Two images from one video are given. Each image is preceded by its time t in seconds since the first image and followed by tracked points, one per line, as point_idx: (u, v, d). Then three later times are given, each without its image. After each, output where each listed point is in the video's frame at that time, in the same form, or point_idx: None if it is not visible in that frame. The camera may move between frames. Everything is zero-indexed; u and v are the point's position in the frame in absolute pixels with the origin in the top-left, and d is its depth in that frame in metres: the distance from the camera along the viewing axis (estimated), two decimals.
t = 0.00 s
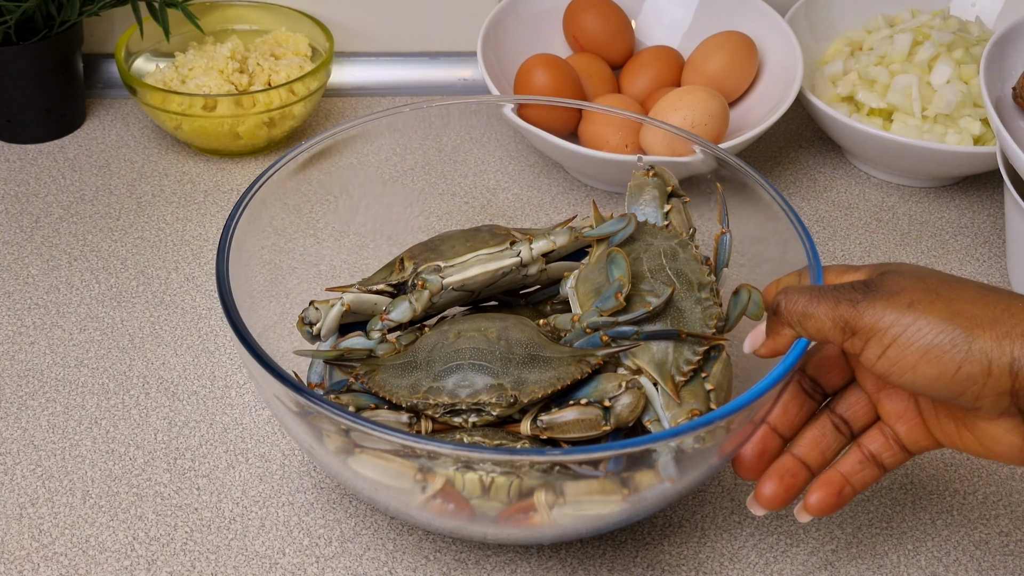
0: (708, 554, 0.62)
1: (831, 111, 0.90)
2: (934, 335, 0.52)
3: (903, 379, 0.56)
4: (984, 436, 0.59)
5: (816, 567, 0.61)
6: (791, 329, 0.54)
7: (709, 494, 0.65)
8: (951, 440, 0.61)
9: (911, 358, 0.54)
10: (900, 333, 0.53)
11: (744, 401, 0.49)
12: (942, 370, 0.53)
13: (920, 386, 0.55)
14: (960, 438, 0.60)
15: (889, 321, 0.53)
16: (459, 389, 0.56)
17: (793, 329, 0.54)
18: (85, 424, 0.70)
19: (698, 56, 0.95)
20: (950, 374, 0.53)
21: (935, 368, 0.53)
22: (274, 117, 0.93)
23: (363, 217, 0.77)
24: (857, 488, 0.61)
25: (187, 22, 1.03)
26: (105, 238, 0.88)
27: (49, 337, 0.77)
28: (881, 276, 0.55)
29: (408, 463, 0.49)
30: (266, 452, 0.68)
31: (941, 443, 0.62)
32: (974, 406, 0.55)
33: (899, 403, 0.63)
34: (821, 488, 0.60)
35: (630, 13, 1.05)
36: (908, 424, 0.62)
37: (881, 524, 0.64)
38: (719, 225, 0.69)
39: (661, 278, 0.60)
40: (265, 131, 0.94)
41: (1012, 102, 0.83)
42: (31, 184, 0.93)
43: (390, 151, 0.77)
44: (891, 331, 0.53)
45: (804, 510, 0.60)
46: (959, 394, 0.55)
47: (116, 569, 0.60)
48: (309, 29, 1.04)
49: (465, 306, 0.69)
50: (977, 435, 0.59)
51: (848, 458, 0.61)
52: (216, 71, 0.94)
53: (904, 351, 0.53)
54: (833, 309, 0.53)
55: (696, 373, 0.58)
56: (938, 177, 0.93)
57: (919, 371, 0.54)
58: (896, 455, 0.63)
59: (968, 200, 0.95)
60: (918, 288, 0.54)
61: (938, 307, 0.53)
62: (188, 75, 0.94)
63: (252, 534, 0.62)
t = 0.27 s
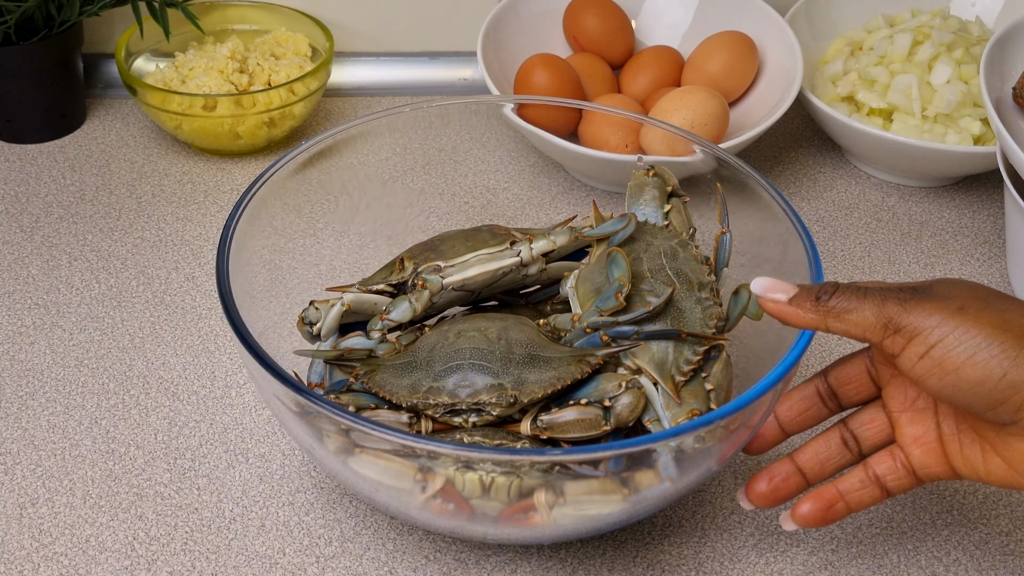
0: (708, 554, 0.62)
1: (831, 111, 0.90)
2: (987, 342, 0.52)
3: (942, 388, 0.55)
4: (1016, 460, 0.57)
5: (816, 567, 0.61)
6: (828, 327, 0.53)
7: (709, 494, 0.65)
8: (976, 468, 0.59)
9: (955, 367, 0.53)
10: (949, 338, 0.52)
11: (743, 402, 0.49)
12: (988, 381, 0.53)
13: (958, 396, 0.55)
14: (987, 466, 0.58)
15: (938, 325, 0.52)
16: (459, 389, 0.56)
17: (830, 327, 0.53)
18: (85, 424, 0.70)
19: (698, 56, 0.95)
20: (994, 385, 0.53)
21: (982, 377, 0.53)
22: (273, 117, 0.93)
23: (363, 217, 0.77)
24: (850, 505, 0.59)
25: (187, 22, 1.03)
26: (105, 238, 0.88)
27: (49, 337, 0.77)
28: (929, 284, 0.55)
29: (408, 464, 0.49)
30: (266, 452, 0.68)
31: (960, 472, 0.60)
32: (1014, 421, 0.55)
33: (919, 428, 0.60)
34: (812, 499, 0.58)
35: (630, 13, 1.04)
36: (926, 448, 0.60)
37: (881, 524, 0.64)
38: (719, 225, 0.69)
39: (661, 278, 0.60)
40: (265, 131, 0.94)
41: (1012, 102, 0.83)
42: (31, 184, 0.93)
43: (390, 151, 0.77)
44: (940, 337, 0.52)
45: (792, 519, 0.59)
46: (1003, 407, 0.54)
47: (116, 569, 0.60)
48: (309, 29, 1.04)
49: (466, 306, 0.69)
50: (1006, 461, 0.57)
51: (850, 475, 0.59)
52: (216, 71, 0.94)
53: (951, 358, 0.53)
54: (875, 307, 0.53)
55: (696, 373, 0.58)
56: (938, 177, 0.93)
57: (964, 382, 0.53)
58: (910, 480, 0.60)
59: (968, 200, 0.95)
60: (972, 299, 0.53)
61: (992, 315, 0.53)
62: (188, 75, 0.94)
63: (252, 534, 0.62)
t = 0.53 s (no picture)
0: (707, 554, 0.62)
1: (831, 111, 0.90)
2: (947, 306, 0.57)
3: (909, 355, 0.60)
4: (981, 429, 0.59)
5: (816, 567, 0.61)
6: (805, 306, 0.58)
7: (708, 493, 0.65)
8: (941, 443, 0.61)
9: (919, 333, 0.58)
10: (913, 305, 0.58)
11: (735, 394, 0.49)
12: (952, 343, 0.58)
13: (925, 361, 0.60)
14: (953, 441, 0.61)
15: (902, 292, 0.58)
16: (455, 388, 0.56)
17: (808, 305, 0.58)
18: (85, 424, 0.70)
19: (698, 56, 0.95)
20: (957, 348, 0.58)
21: (945, 340, 0.58)
22: (273, 117, 0.93)
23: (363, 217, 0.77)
24: (802, 473, 0.61)
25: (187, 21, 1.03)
26: (105, 237, 0.88)
27: (49, 337, 0.77)
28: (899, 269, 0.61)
29: (409, 465, 0.49)
30: (266, 452, 0.68)
31: (926, 451, 0.62)
32: (978, 383, 0.59)
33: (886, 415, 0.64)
34: (766, 463, 0.59)
35: (630, 13, 1.05)
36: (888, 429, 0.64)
37: (881, 524, 0.64)
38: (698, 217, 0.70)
39: (648, 270, 0.60)
40: (265, 131, 0.94)
41: (1013, 102, 0.83)
42: (31, 184, 0.93)
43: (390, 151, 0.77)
44: (905, 306, 0.58)
45: (742, 478, 0.60)
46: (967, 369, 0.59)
47: (116, 568, 0.60)
48: (309, 29, 1.04)
49: (450, 306, 0.69)
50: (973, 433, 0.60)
51: (808, 447, 0.62)
52: (216, 71, 0.94)
53: (915, 323, 0.58)
54: (849, 283, 0.58)
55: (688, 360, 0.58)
56: (938, 177, 0.93)
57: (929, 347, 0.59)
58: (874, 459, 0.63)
59: (968, 200, 0.95)
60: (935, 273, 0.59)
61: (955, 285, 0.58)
62: (188, 75, 0.94)
63: (252, 534, 0.62)
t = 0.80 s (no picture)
0: (707, 554, 0.61)
1: (831, 111, 0.90)
2: (924, 305, 0.55)
3: (887, 355, 0.58)
4: (963, 429, 0.58)
5: (816, 567, 0.61)
6: (782, 314, 0.56)
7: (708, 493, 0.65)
8: (925, 446, 0.60)
9: (897, 334, 0.56)
10: (890, 306, 0.55)
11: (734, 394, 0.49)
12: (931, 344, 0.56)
13: (905, 362, 0.58)
14: (937, 442, 0.59)
15: (879, 292, 0.56)
16: (455, 390, 0.56)
17: (785, 312, 0.56)
18: (85, 424, 0.70)
19: (698, 56, 0.95)
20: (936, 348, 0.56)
21: (924, 341, 0.56)
22: (273, 117, 0.93)
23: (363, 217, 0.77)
24: (800, 491, 0.59)
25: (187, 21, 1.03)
26: (105, 237, 0.88)
27: (49, 337, 0.77)
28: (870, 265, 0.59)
29: (411, 467, 0.49)
30: (266, 452, 0.68)
31: (911, 453, 0.61)
32: (957, 381, 0.57)
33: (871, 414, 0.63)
34: (761, 484, 0.57)
35: (630, 13, 1.05)
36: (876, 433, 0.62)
37: (881, 523, 0.64)
38: (694, 215, 0.69)
39: (645, 268, 0.60)
40: (265, 131, 0.94)
41: (1013, 102, 0.83)
42: (31, 184, 0.93)
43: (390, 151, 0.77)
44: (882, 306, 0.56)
45: (740, 506, 0.58)
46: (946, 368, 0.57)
47: (116, 568, 0.60)
48: (309, 29, 1.04)
49: (445, 308, 0.69)
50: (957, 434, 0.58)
51: (802, 463, 0.60)
52: (216, 71, 0.94)
53: (893, 324, 0.56)
54: (824, 285, 0.55)
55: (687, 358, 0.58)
56: (938, 177, 0.93)
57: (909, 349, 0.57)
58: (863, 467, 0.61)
59: (968, 200, 0.95)
60: (912, 270, 0.56)
61: (932, 282, 0.56)
62: (188, 75, 0.94)
63: (252, 534, 0.62)
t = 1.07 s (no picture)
0: (708, 554, 0.61)
1: (831, 111, 0.90)
2: (895, 326, 0.53)
3: (855, 381, 0.56)
4: (919, 458, 0.54)
5: (816, 567, 0.61)
6: (762, 342, 0.54)
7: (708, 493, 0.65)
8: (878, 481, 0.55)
9: (866, 356, 0.54)
10: (861, 325, 0.54)
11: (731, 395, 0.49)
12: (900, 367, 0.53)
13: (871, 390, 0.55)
14: (890, 477, 0.55)
15: (853, 311, 0.54)
16: (455, 390, 0.56)
17: (763, 340, 0.54)
18: (85, 424, 0.70)
19: (698, 56, 0.95)
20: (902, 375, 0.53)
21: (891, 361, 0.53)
22: (274, 117, 0.93)
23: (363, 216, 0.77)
24: (748, 501, 0.54)
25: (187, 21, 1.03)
26: (105, 237, 0.88)
27: (49, 337, 0.77)
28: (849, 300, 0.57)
29: (411, 467, 0.49)
30: (266, 452, 0.68)
31: (862, 493, 0.56)
32: (920, 413, 0.54)
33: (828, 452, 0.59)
34: (708, 482, 0.53)
35: (630, 13, 1.05)
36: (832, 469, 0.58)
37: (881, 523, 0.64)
38: (694, 215, 0.69)
39: (645, 268, 0.60)
40: (265, 132, 0.94)
41: (1013, 102, 0.83)
42: (31, 184, 0.93)
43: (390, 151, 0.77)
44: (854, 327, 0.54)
45: (683, 495, 0.53)
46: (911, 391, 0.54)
47: (116, 568, 0.60)
48: (309, 29, 1.04)
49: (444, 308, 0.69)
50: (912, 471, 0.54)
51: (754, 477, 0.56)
52: (216, 71, 0.94)
53: (862, 342, 0.54)
54: (800, 308, 0.54)
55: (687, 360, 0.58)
56: (938, 177, 0.93)
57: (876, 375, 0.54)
58: (813, 501, 0.57)
59: (968, 200, 0.95)
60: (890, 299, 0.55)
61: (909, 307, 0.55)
62: (188, 75, 0.94)
63: (252, 533, 0.62)
